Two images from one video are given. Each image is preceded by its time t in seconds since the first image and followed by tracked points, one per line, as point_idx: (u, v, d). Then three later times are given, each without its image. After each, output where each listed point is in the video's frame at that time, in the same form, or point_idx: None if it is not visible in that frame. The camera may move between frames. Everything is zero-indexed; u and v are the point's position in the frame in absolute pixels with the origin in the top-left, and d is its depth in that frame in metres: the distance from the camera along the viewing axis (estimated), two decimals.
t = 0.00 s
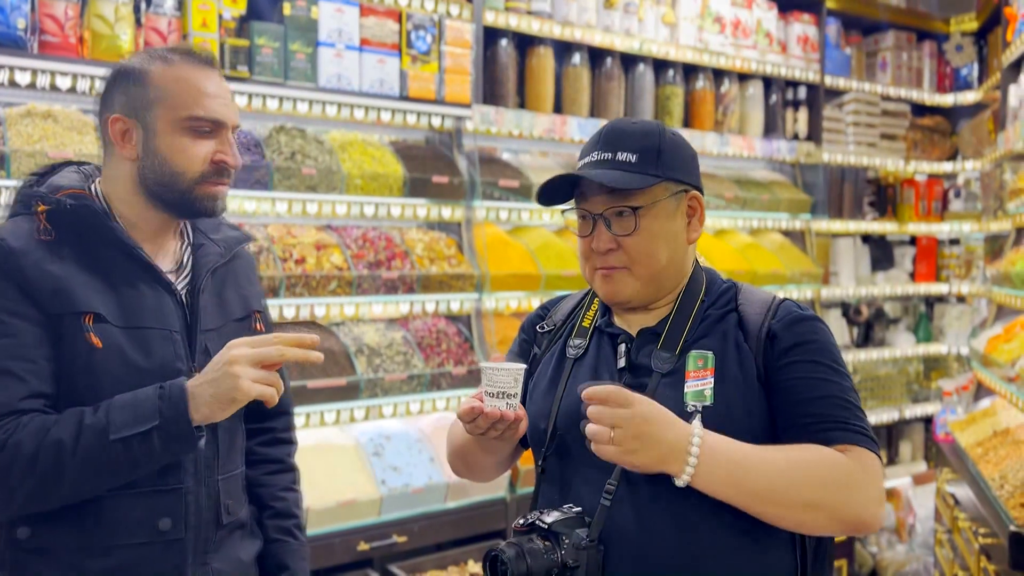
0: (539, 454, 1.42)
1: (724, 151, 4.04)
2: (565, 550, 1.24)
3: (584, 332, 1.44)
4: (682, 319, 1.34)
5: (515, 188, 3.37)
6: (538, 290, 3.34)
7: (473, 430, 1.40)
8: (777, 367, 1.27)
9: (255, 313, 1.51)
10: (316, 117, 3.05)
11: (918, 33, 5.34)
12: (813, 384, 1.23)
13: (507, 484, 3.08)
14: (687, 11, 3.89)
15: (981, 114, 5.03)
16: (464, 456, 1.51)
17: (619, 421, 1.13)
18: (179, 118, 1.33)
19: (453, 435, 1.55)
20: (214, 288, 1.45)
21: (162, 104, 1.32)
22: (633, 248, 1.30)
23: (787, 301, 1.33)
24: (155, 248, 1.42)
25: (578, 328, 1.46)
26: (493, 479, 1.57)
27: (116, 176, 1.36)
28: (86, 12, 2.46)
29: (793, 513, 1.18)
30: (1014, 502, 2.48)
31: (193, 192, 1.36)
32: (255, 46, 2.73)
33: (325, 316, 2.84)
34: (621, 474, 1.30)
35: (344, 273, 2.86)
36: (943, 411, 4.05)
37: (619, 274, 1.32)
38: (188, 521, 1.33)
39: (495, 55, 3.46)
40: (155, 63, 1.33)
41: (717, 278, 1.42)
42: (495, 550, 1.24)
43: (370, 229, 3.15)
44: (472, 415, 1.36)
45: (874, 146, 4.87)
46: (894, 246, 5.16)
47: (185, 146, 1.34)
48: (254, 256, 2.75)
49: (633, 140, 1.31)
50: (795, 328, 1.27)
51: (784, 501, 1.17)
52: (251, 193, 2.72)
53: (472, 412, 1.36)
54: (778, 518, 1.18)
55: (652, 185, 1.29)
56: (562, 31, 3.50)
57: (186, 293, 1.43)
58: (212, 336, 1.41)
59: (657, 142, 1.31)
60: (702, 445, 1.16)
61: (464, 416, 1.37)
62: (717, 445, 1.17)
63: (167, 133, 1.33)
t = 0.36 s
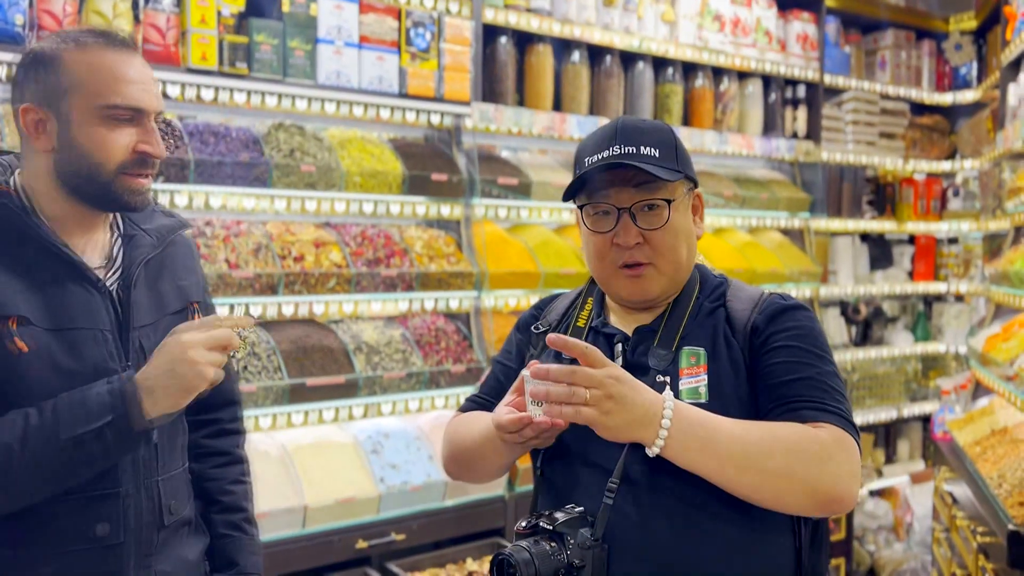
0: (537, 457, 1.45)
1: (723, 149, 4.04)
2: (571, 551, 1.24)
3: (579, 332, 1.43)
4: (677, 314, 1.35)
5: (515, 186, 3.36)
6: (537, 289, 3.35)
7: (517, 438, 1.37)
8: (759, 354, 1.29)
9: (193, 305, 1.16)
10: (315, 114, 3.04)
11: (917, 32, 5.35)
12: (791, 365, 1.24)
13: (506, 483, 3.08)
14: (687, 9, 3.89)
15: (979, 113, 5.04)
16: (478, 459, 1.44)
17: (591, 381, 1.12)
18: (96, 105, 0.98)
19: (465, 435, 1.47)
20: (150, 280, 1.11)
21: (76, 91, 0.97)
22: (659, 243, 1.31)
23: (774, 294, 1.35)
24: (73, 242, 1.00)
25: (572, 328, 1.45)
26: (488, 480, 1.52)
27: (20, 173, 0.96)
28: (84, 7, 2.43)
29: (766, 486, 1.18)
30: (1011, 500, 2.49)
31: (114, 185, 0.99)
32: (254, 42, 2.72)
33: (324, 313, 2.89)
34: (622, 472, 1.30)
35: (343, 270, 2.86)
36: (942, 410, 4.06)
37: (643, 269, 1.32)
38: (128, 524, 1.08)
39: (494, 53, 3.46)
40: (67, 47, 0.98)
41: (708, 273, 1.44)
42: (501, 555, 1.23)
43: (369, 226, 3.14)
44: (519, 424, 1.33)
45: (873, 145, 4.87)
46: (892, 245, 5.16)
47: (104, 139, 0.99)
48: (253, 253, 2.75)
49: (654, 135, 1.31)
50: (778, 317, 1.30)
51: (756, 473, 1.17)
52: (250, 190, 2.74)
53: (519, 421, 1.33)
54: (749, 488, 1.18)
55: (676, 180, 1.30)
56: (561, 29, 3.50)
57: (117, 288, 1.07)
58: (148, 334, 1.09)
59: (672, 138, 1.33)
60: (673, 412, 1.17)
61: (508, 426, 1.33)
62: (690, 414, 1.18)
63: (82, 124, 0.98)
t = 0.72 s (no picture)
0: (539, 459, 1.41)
1: (721, 147, 4.04)
2: (584, 551, 1.21)
3: (573, 331, 1.40)
4: (675, 306, 1.33)
5: (512, 183, 3.35)
6: (534, 286, 3.34)
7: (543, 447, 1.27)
8: (762, 350, 1.29)
9: (121, 300, 1.31)
10: (312, 111, 3.03)
11: (915, 30, 5.35)
12: (799, 360, 1.24)
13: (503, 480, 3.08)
14: (685, 6, 3.87)
15: (977, 111, 5.04)
16: (486, 463, 1.38)
17: (615, 393, 1.12)
18: None
19: (471, 438, 1.40)
20: (71, 277, 1.23)
21: None
22: (655, 240, 1.29)
23: (769, 288, 1.35)
24: None
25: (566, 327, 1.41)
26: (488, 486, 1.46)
27: None
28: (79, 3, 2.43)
29: (789, 486, 1.18)
30: (1008, 498, 2.50)
31: (31, 185, 1.12)
32: (250, 39, 2.71)
33: (320, 310, 2.85)
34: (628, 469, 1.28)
35: (340, 267, 2.85)
36: (938, 407, 4.06)
37: (638, 268, 1.30)
38: (47, 530, 1.17)
39: (492, 50, 3.46)
40: None
41: (697, 267, 1.43)
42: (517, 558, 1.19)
43: (366, 223, 3.13)
44: (546, 431, 1.24)
45: (871, 143, 4.87)
46: (889, 243, 5.16)
47: (11, 137, 1.09)
48: (250, 250, 2.75)
49: (648, 133, 1.30)
50: (777, 311, 1.30)
51: (778, 474, 1.17)
52: (245, 187, 2.73)
53: (547, 428, 1.23)
54: (771, 489, 1.18)
55: (669, 177, 1.29)
56: (559, 26, 3.49)
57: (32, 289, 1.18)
58: (66, 332, 1.21)
59: (663, 135, 1.32)
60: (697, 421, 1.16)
61: (534, 432, 1.25)
62: (708, 421, 1.17)
63: None
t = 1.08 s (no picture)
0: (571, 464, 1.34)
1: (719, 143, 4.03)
2: (620, 554, 1.13)
3: (604, 327, 1.33)
4: (711, 307, 1.29)
5: (509, 180, 3.33)
6: (531, 283, 3.32)
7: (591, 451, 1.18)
8: (805, 354, 1.25)
9: (94, 291, 1.45)
10: (309, 107, 3.03)
11: (912, 26, 5.34)
12: (844, 366, 1.20)
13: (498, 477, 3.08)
14: (681, 2, 3.86)
15: (975, 108, 5.04)
16: (516, 465, 1.30)
17: (671, 391, 1.06)
18: None
19: (501, 437, 1.32)
20: (44, 268, 1.40)
21: None
22: (692, 232, 1.24)
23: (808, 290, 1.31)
24: None
25: (596, 323, 1.35)
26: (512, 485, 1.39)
27: None
28: None
29: (842, 495, 1.13)
30: (1004, 495, 2.51)
31: None
32: (246, 34, 2.70)
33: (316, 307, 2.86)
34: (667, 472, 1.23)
35: (336, 264, 2.83)
36: (934, 404, 4.07)
37: (675, 260, 1.25)
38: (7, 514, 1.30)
39: (488, 45, 3.46)
40: None
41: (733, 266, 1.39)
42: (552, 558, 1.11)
43: (362, 220, 3.13)
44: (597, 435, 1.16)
45: (867, 140, 4.88)
46: (886, 240, 5.17)
47: None
48: (245, 247, 2.74)
49: (686, 122, 1.27)
50: (821, 313, 1.25)
51: (830, 482, 1.12)
52: (241, 183, 2.72)
53: (598, 433, 1.15)
54: (823, 499, 1.13)
55: (707, 167, 1.25)
56: (556, 22, 3.47)
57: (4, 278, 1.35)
58: (36, 319, 1.36)
59: (699, 126, 1.28)
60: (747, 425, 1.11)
61: (583, 438, 1.16)
62: (757, 424, 1.12)
63: None
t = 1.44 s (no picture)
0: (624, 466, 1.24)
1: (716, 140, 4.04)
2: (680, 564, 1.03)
3: (657, 322, 1.21)
4: (775, 299, 1.16)
5: (505, 177, 3.32)
6: (527, 280, 3.31)
7: (650, 454, 1.06)
8: (874, 351, 1.12)
9: (97, 301, 1.47)
10: (304, 104, 3.02)
11: (909, 23, 5.34)
12: (921, 365, 1.09)
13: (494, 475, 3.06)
14: None
15: (971, 104, 5.04)
16: (565, 467, 1.21)
17: (743, 390, 0.97)
18: None
19: (546, 436, 1.24)
20: (55, 271, 1.45)
21: None
22: (759, 224, 1.12)
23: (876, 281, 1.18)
24: None
25: (649, 318, 1.22)
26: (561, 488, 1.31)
27: None
28: None
29: (916, 503, 1.04)
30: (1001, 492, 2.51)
31: None
32: (241, 31, 2.68)
33: (312, 304, 2.82)
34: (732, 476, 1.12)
35: (332, 261, 2.82)
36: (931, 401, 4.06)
37: (739, 254, 1.12)
38: None
39: (484, 42, 3.45)
40: None
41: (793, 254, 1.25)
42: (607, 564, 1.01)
43: (358, 217, 3.12)
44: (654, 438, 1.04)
45: (865, 136, 4.88)
46: (883, 237, 5.16)
47: None
48: (241, 244, 2.72)
49: (750, 105, 1.16)
50: (891, 307, 1.13)
51: (905, 489, 1.03)
52: (237, 180, 2.70)
53: (662, 432, 1.03)
54: (900, 507, 1.04)
55: (773, 155, 1.14)
56: (552, 19, 3.46)
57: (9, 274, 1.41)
58: (28, 320, 1.39)
59: (764, 112, 1.17)
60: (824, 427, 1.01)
61: (645, 437, 1.04)
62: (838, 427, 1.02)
63: None
